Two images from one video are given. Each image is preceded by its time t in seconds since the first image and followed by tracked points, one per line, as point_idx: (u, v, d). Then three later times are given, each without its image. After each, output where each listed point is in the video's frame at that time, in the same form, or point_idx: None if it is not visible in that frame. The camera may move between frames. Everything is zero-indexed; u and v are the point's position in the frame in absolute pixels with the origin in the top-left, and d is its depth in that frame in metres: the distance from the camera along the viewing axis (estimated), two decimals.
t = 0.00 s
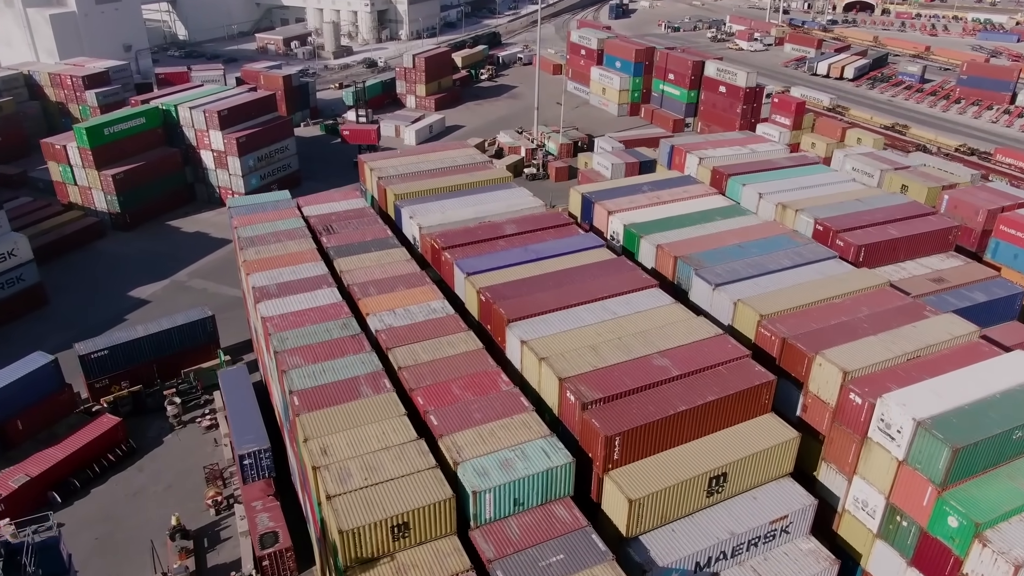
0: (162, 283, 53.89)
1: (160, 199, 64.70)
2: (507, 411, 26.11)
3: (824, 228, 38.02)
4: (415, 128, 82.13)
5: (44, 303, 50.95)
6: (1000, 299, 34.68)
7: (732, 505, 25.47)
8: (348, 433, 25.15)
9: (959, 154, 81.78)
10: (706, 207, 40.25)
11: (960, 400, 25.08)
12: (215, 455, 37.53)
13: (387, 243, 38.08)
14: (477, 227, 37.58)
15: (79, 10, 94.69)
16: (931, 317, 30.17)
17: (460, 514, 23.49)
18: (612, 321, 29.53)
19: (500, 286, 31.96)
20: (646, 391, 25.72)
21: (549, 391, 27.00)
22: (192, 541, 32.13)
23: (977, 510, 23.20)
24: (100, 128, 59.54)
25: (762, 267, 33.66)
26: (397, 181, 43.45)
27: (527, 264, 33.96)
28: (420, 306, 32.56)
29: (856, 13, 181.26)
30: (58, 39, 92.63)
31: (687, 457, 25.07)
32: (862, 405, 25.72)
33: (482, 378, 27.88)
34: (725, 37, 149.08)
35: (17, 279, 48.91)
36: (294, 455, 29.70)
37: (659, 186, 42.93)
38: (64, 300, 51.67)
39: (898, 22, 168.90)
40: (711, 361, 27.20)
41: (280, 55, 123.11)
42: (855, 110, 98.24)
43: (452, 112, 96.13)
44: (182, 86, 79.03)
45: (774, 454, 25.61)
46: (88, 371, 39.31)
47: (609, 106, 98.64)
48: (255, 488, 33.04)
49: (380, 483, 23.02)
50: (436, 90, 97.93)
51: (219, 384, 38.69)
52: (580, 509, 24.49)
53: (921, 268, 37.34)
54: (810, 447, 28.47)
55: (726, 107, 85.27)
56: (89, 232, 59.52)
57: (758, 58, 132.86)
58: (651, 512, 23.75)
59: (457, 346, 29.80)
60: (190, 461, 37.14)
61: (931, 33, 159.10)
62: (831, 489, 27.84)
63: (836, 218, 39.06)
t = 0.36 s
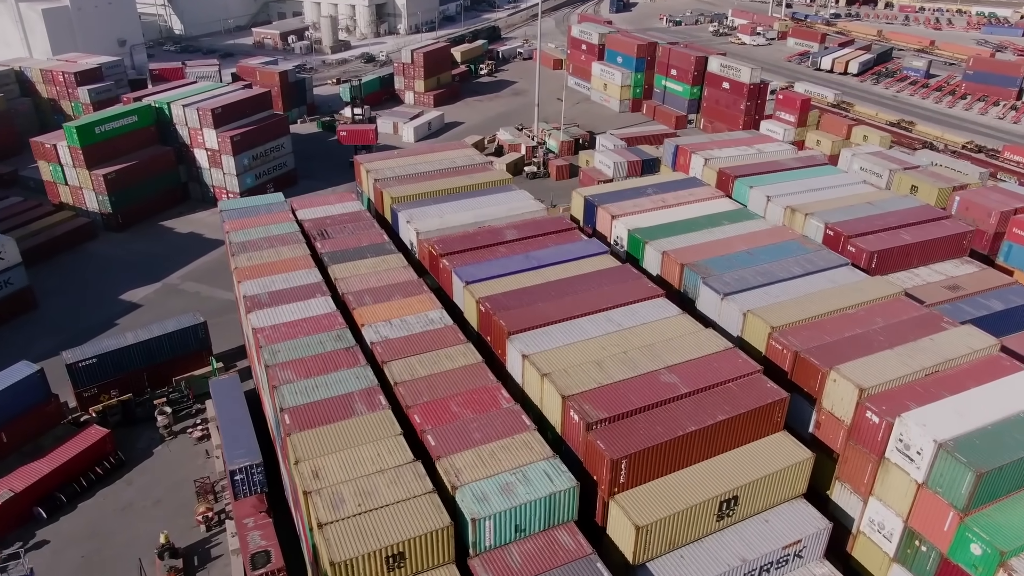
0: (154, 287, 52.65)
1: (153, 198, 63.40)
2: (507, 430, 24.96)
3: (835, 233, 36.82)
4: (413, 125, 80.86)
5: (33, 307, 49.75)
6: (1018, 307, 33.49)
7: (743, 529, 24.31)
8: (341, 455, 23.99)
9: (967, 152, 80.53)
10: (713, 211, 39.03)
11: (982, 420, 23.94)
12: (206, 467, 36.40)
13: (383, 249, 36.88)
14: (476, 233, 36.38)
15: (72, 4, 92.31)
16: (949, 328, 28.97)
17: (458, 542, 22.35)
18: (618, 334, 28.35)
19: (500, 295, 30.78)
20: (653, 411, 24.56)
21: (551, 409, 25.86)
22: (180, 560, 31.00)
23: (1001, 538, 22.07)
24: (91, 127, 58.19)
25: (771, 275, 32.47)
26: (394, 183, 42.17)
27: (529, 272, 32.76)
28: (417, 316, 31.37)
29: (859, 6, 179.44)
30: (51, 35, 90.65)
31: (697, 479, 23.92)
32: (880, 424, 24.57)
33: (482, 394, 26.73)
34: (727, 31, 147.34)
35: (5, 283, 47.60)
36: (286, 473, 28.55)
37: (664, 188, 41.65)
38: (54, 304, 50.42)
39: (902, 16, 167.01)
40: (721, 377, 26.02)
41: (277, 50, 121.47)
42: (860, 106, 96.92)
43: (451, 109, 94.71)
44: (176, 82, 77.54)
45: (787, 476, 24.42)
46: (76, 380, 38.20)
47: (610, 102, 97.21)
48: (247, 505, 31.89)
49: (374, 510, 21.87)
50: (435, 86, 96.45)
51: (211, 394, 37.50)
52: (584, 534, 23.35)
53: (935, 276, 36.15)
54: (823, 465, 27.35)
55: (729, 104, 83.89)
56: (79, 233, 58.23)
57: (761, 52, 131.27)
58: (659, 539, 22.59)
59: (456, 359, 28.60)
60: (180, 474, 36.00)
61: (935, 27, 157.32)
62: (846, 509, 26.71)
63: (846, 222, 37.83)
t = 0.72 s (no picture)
0: (146, 290, 51.54)
1: (147, 199, 62.23)
2: (508, 450, 23.93)
3: (845, 238, 35.76)
4: (412, 123, 79.73)
5: (23, 311, 48.73)
6: None
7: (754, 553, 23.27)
8: (334, 476, 22.94)
9: (973, 149, 79.47)
10: (719, 215, 37.93)
11: (1004, 440, 22.92)
12: (198, 479, 35.39)
13: (379, 255, 35.81)
14: (475, 238, 35.34)
15: None
16: (966, 340, 27.92)
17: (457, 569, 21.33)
18: (622, 346, 27.32)
19: (500, 305, 29.74)
20: (660, 430, 23.54)
21: (553, 426, 24.84)
22: None
23: None
24: (82, 126, 57.05)
25: (781, 283, 31.43)
26: (390, 186, 41.03)
27: (529, 281, 31.71)
28: (414, 326, 30.34)
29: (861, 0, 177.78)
30: (45, 31, 88.43)
31: (705, 501, 22.88)
32: (896, 443, 23.53)
33: (481, 411, 25.71)
34: (729, 25, 145.81)
35: None
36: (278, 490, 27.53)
37: (668, 191, 40.52)
38: (44, 309, 49.31)
39: (905, 10, 165.31)
40: (730, 394, 24.95)
41: (275, 46, 119.99)
42: (864, 103, 95.74)
43: (450, 105, 93.44)
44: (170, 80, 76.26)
45: (800, 498, 23.32)
46: (64, 389, 37.19)
47: (611, 99, 95.90)
48: (239, 520, 30.88)
49: (368, 537, 20.83)
50: (434, 82, 95.13)
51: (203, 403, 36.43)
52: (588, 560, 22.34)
53: (948, 283, 35.09)
54: (835, 483, 26.33)
55: (732, 101, 82.67)
56: (71, 234, 57.14)
57: (763, 48, 129.86)
58: (666, 566, 21.58)
59: (454, 373, 27.57)
60: (171, 486, 34.99)
61: (939, 21, 155.74)
62: (859, 529, 25.71)
63: (857, 227, 36.75)
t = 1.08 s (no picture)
0: (137, 294, 50.31)
1: (140, 199, 60.89)
2: (509, 474, 22.78)
3: (858, 244, 34.54)
4: (410, 120, 78.30)
5: (11, 316, 47.61)
6: None
7: None
8: (326, 503, 21.79)
9: (981, 147, 78.24)
10: (726, 220, 36.68)
11: None
12: (187, 494, 34.27)
13: (375, 263, 34.58)
14: (475, 245, 34.13)
15: None
16: (987, 354, 26.73)
17: None
18: (628, 362, 26.15)
19: (500, 317, 28.56)
20: (668, 453, 22.38)
21: (557, 448, 23.67)
22: None
23: None
24: (72, 125, 55.77)
25: (792, 293, 30.22)
26: (387, 189, 39.75)
27: (531, 291, 30.50)
28: (410, 339, 29.15)
29: None
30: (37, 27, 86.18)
31: (716, 529, 21.70)
32: (917, 467, 22.36)
33: (481, 431, 24.57)
34: (731, 19, 143.99)
35: None
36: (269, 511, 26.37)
37: (674, 194, 39.26)
38: (33, 314, 48.06)
39: (909, 4, 163.35)
40: (742, 414, 23.75)
41: (271, 40, 118.33)
42: (870, 99, 94.36)
43: (449, 101, 91.97)
44: (164, 76, 74.79)
45: (816, 525, 22.02)
46: (50, 401, 36.07)
47: (612, 95, 94.40)
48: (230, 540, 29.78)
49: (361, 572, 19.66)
50: (432, 78, 93.63)
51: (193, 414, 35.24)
52: None
53: (964, 291, 33.86)
54: (850, 505, 25.18)
55: (736, 97, 81.21)
56: (62, 235, 55.87)
57: (766, 42, 128.16)
58: None
59: (453, 390, 26.38)
60: (159, 501, 33.88)
61: (943, 15, 153.87)
62: (875, 554, 24.60)
63: (869, 233, 35.51)
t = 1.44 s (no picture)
0: (129, 298, 49.18)
1: (133, 199, 59.75)
2: (509, 499, 21.76)
3: (869, 251, 33.49)
4: (408, 118, 77.07)
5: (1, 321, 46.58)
6: None
7: None
8: (317, 530, 20.77)
9: (987, 145, 77.14)
10: (733, 225, 35.59)
11: None
12: (178, 508, 33.23)
13: (371, 270, 33.53)
14: (474, 252, 33.05)
15: None
16: (1006, 369, 25.70)
17: None
18: (633, 378, 25.13)
19: (500, 329, 27.51)
20: (676, 477, 21.35)
21: (559, 470, 22.67)
22: None
23: None
24: (63, 125, 54.58)
25: (802, 303, 29.18)
26: (383, 193, 38.64)
27: (532, 301, 29.43)
28: (407, 352, 28.10)
29: None
30: (30, 23, 84.26)
31: (727, 557, 20.70)
32: (936, 492, 21.35)
33: (480, 452, 23.53)
34: (734, 14, 142.45)
35: None
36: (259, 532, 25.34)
37: (679, 198, 38.13)
38: (22, 319, 47.02)
39: None
40: (753, 435, 22.72)
41: (269, 35, 116.87)
42: (874, 95, 93.16)
43: (448, 98, 90.71)
44: (158, 74, 73.50)
45: (831, 552, 20.99)
46: (37, 412, 35.08)
47: (614, 91, 93.09)
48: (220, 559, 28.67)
49: None
50: (431, 74, 92.29)
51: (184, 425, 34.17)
52: None
53: (979, 299, 32.81)
54: (865, 527, 24.17)
55: (740, 95, 79.96)
56: (53, 237, 54.79)
57: (768, 37, 126.73)
58: None
59: (451, 408, 25.34)
60: (149, 516, 32.85)
61: (947, 10, 152.29)
62: None
63: (881, 239, 34.42)
